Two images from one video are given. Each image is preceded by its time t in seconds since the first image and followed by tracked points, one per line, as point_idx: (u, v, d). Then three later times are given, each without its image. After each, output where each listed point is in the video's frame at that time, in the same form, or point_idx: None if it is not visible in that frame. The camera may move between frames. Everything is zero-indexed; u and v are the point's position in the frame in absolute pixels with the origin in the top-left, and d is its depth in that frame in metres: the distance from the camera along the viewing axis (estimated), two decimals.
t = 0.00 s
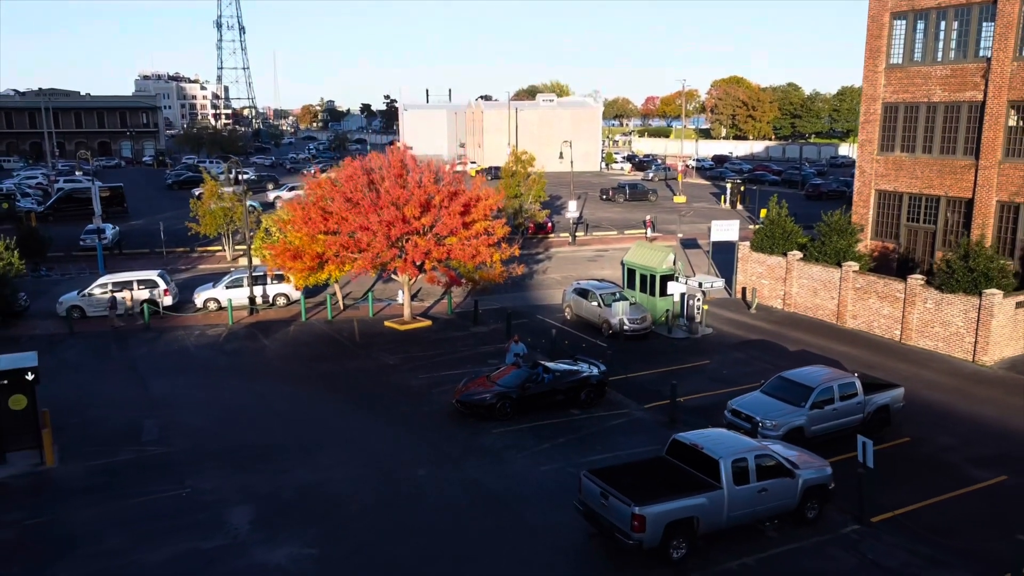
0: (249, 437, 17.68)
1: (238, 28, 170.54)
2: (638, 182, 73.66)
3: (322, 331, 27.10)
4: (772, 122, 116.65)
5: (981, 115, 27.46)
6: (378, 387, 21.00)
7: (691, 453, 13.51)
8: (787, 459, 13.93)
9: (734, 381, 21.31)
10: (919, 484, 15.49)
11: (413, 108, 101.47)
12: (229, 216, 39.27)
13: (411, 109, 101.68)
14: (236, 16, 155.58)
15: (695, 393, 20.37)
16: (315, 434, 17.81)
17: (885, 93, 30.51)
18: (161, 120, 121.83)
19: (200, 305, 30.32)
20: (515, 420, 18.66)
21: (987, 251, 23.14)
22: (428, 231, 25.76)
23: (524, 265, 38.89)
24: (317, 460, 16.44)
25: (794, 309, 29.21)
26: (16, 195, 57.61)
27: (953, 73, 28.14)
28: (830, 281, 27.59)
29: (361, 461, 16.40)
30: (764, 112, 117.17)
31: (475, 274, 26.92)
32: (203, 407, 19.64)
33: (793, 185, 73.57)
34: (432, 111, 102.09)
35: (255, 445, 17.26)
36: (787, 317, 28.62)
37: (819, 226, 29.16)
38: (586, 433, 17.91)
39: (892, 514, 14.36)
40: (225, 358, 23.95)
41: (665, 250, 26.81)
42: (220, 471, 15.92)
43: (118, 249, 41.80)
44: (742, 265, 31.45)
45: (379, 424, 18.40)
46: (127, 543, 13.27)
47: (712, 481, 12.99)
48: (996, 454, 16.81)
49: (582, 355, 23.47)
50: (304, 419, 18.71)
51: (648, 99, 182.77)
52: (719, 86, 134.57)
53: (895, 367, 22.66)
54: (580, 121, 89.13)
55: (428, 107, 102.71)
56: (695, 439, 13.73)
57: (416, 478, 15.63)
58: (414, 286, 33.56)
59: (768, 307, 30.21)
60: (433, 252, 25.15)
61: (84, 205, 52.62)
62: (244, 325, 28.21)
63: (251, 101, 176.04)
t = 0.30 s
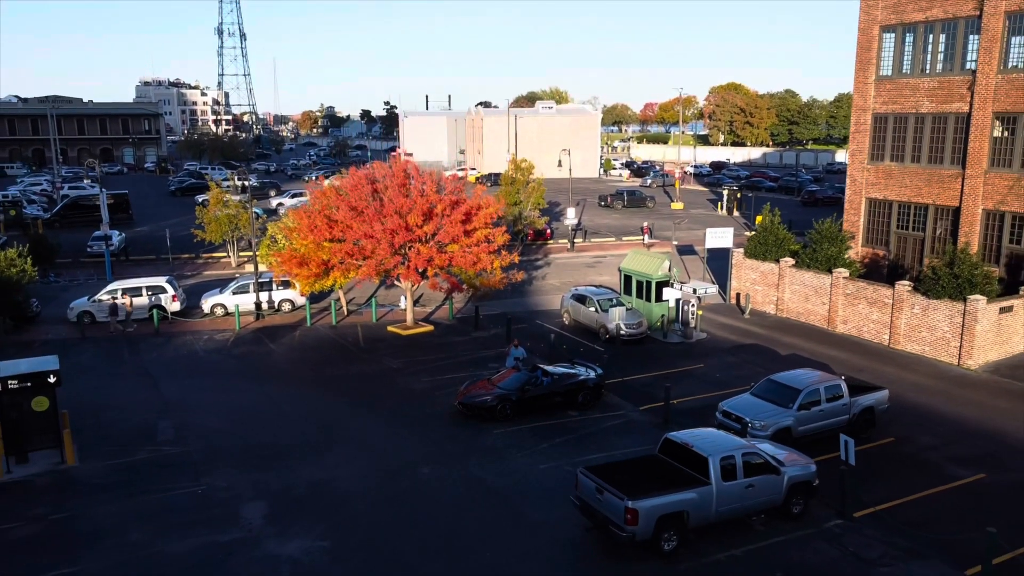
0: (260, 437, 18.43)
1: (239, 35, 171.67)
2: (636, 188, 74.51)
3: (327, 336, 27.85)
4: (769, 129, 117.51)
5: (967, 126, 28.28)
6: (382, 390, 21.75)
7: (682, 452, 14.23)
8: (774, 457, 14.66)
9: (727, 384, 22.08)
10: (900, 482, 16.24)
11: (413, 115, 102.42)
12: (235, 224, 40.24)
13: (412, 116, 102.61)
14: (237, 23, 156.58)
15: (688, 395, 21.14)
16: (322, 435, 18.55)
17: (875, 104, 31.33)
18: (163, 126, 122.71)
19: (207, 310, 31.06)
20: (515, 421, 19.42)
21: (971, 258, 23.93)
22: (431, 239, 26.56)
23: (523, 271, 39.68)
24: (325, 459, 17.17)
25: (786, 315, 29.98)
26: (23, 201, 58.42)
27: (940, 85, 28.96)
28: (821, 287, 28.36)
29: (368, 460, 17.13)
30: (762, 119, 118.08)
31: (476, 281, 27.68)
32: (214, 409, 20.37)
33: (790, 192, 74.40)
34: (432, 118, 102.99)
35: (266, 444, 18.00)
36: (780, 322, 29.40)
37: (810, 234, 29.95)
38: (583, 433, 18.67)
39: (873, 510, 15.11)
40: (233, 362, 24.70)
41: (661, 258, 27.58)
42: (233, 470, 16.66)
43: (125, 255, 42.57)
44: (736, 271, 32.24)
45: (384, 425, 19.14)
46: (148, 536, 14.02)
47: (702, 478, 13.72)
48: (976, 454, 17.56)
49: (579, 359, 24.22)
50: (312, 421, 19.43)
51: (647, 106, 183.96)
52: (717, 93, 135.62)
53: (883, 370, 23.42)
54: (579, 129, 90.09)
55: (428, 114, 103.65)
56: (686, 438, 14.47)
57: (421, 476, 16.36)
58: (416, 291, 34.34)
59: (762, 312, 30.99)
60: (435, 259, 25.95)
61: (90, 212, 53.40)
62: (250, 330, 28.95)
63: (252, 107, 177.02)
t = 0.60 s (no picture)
0: (269, 438, 19.18)
1: (240, 43, 172.84)
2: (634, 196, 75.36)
3: (331, 341, 28.61)
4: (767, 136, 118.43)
5: (954, 138, 29.11)
6: (386, 393, 22.51)
7: (673, 451, 14.95)
8: (761, 456, 15.40)
9: (719, 387, 22.84)
10: (883, 481, 16.98)
11: (414, 122, 103.35)
12: (241, 233, 41.21)
13: (412, 123, 103.57)
14: (239, 30, 157.67)
15: (681, 398, 21.90)
16: (329, 436, 19.30)
17: (865, 116, 32.15)
18: (166, 133, 123.59)
19: (214, 316, 31.81)
20: (514, 422, 20.17)
21: (956, 266, 24.71)
22: (433, 247, 27.35)
23: (523, 278, 40.48)
24: (333, 459, 17.91)
25: (779, 320, 30.76)
26: (29, 207, 59.20)
27: (928, 97, 29.81)
28: (812, 294, 29.16)
29: (373, 460, 17.88)
30: (759, 126, 118.99)
31: (476, 287, 28.46)
32: (224, 411, 21.11)
33: (786, 199, 75.21)
34: (432, 125, 103.88)
35: (275, 445, 18.74)
36: (772, 328, 30.19)
37: (802, 241, 30.76)
38: (580, 434, 19.41)
39: (856, 507, 15.86)
40: (241, 366, 25.44)
41: (656, 265, 28.35)
42: (245, 469, 17.39)
43: (132, 262, 43.34)
44: (730, 277, 33.03)
45: (388, 426, 19.89)
46: (166, 531, 14.76)
47: (692, 476, 14.45)
48: (956, 454, 18.32)
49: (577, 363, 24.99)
50: (319, 423, 20.18)
51: (645, 113, 185.09)
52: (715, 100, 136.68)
53: (871, 374, 24.19)
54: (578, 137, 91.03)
55: (429, 122, 104.60)
56: (677, 438, 15.21)
57: (424, 475, 17.11)
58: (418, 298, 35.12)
59: (755, 318, 31.78)
60: (437, 266, 26.73)
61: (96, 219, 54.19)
62: (256, 335, 29.71)
63: (253, 114, 178.02)
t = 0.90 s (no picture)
0: (278, 440, 19.92)
1: (242, 50, 173.87)
2: (633, 203, 76.17)
3: (336, 347, 29.36)
4: (764, 143, 119.37)
5: (941, 149, 29.92)
6: (390, 397, 23.26)
7: (666, 451, 15.69)
8: (750, 456, 16.15)
9: (712, 391, 23.60)
10: (867, 480, 17.73)
11: (414, 130, 104.22)
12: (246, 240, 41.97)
13: (413, 131, 104.45)
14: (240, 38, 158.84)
15: (676, 402, 22.65)
16: (336, 437, 20.05)
17: (855, 127, 32.94)
18: (168, 140, 124.40)
19: (221, 322, 32.55)
20: (514, 425, 20.93)
21: (942, 274, 25.48)
22: (435, 255, 28.13)
23: (522, 284, 41.26)
24: (340, 460, 18.65)
25: (772, 326, 31.53)
26: (35, 215, 59.92)
27: (916, 109, 30.61)
28: (804, 300, 29.93)
29: (379, 461, 18.62)
30: (757, 133, 119.94)
31: (477, 294, 29.24)
32: (234, 414, 21.85)
33: (783, 207, 76.04)
34: (432, 133, 104.76)
35: (284, 447, 19.49)
36: (766, 334, 30.96)
37: (794, 249, 31.57)
38: (577, 436, 20.16)
39: (841, 505, 16.61)
40: (249, 371, 26.18)
41: (652, 272, 29.12)
42: (256, 469, 18.13)
43: (138, 269, 44.09)
44: (725, 284, 33.81)
45: (393, 429, 20.64)
46: (183, 527, 15.50)
47: (683, 474, 15.20)
48: (939, 455, 19.08)
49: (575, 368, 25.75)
50: (326, 425, 20.92)
51: (644, 120, 186.21)
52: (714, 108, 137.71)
53: (860, 379, 24.96)
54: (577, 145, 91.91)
55: (429, 129, 105.49)
56: (669, 439, 15.96)
57: (428, 475, 17.85)
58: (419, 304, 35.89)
59: (749, 324, 32.55)
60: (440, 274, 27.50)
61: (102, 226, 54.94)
62: (263, 341, 30.46)
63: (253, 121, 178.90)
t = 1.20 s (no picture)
0: (286, 442, 20.65)
1: (243, 58, 174.94)
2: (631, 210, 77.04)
3: (340, 352, 30.12)
4: (762, 150, 120.32)
5: (930, 159, 30.74)
6: (394, 401, 24.00)
7: (659, 452, 16.43)
8: (739, 456, 16.90)
9: (705, 395, 24.35)
10: (853, 480, 18.49)
11: (415, 138, 105.16)
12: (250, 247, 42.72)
13: (414, 138, 105.34)
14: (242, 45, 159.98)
15: (670, 405, 23.40)
16: (342, 439, 20.79)
17: (847, 137, 33.73)
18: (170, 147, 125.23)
19: (227, 328, 33.29)
20: (514, 427, 21.67)
21: (930, 281, 26.25)
22: (437, 263, 28.91)
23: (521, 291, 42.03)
24: (346, 460, 19.40)
25: (766, 332, 32.30)
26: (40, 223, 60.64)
27: (905, 121, 31.43)
28: (797, 307, 30.71)
29: (384, 461, 19.37)
30: (754, 140, 120.91)
31: (477, 301, 30.03)
32: (242, 417, 22.60)
33: (780, 214, 76.89)
34: (432, 140, 105.64)
35: (293, 448, 20.24)
36: (759, 339, 31.73)
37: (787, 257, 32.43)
38: (575, 438, 20.91)
39: (826, 503, 17.36)
40: (256, 376, 26.93)
41: (649, 279, 29.89)
42: (266, 470, 18.87)
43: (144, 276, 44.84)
44: (720, 291, 34.59)
45: (397, 431, 21.39)
46: (199, 524, 16.24)
47: (675, 473, 15.95)
48: (923, 456, 19.84)
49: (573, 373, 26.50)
50: (332, 427, 21.67)
51: (642, 127, 187.32)
52: (711, 114, 138.75)
53: (850, 383, 25.71)
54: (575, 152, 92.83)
55: (429, 137, 106.39)
56: (662, 439, 16.71)
57: (431, 475, 18.60)
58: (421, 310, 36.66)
59: (743, 329, 33.32)
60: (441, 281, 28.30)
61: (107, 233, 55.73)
62: (268, 347, 31.21)
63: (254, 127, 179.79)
